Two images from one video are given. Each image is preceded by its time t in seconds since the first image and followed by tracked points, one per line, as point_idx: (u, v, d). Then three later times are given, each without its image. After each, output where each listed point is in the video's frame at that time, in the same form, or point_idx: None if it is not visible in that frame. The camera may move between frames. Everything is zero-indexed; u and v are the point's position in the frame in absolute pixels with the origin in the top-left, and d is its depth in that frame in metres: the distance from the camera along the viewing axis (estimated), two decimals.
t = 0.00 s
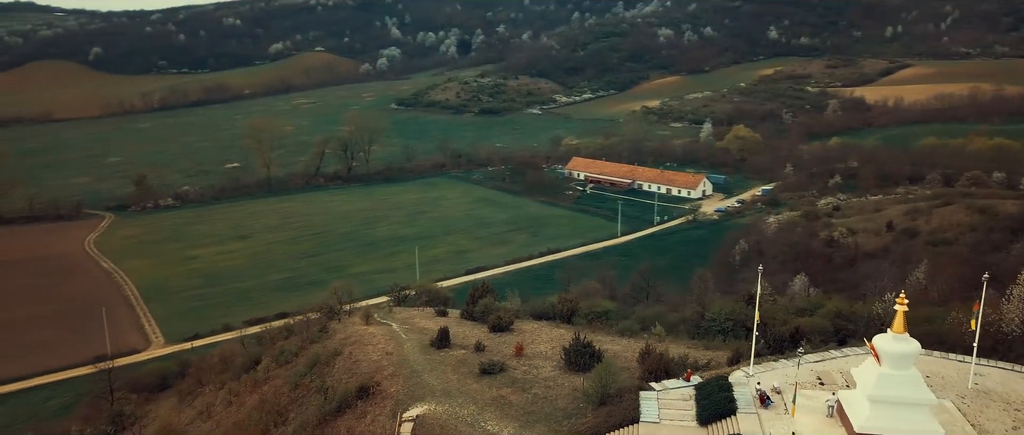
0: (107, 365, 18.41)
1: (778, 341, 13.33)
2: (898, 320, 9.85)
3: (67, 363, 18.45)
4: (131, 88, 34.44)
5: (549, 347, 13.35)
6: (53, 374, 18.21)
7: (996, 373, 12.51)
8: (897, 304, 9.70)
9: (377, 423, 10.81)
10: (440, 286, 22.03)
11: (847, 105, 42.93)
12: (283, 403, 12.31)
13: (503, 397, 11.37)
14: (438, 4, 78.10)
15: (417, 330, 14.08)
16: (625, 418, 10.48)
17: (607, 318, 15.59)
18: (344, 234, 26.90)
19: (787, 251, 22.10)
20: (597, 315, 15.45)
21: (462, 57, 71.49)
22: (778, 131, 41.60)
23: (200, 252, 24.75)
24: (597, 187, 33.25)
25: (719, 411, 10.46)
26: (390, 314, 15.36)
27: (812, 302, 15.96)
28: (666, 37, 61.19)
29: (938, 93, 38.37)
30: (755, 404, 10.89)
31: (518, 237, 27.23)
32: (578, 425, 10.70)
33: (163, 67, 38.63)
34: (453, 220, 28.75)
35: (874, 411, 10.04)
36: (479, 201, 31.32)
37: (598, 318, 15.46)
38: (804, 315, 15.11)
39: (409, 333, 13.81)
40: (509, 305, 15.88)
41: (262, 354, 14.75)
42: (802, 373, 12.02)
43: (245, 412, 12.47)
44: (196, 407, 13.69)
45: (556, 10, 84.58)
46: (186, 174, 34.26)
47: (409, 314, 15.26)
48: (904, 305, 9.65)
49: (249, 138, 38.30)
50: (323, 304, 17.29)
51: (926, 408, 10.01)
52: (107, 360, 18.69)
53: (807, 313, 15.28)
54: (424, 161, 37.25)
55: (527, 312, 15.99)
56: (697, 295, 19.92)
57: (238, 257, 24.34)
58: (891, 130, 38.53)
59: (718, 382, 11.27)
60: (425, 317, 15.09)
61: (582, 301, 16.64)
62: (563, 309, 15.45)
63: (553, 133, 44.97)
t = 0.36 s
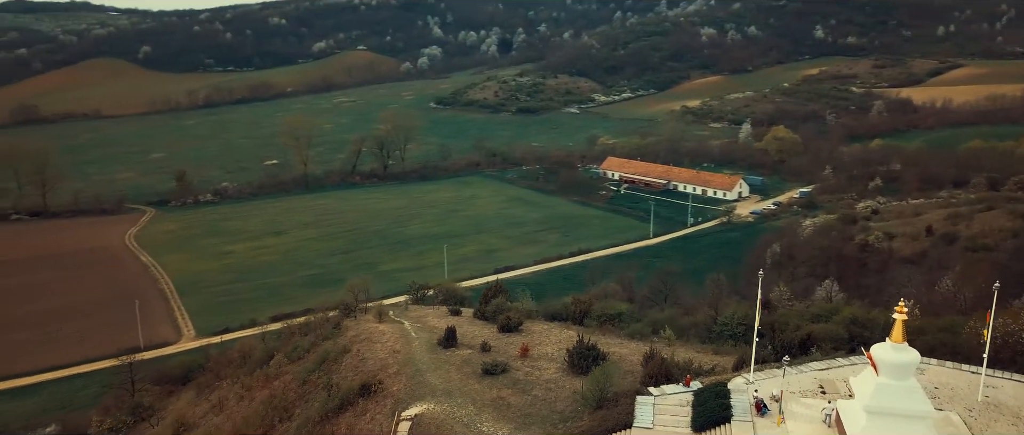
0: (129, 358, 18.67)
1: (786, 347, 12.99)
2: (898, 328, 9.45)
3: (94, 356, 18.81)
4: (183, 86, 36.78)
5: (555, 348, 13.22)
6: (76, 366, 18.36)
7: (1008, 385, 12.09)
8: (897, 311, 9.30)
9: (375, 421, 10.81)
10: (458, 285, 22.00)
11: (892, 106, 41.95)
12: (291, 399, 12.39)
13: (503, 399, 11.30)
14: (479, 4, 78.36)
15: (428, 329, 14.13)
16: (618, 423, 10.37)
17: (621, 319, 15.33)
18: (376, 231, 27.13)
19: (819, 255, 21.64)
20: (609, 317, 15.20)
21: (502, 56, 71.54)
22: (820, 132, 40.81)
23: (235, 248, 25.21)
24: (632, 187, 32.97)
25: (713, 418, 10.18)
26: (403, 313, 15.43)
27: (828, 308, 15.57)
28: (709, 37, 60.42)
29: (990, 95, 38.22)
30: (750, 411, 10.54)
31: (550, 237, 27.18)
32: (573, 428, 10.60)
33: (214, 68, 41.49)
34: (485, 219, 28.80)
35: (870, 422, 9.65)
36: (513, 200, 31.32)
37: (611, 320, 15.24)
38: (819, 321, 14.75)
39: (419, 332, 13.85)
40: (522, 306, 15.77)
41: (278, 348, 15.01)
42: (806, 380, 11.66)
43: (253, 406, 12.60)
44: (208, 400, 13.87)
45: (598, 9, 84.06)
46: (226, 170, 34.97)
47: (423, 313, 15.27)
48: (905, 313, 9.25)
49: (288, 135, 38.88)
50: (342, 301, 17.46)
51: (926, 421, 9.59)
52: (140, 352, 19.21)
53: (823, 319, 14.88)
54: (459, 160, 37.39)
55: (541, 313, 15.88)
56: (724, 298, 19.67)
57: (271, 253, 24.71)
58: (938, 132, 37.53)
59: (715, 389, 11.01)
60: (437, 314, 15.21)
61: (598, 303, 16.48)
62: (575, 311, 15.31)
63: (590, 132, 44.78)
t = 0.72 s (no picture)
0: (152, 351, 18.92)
1: (795, 354, 12.64)
2: (894, 338, 9.00)
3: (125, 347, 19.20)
4: (225, 85, 39.32)
5: (562, 349, 13.01)
6: (103, 359, 18.81)
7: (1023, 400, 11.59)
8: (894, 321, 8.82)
9: (374, 421, 10.82)
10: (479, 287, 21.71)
11: (941, 107, 40.83)
12: (299, 395, 12.50)
13: (502, 400, 11.16)
14: (523, 3, 78.38)
15: (439, 327, 14.08)
16: (610, 427, 10.13)
17: (633, 324, 15.05)
18: (408, 229, 27.31)
19: (854, 260, 21.16)
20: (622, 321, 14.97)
21: (543, 55, 71.42)
22: (864, 133, 39.89)
23: (270, 244, 25.61)
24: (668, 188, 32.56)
25: (707, 425, 9.87)
26: (418, 311, 15.42)
27: (846, 315, 15.16)
28: (754, 36, 59.42)
29: None
30: (746, 419, 10.15)
31: (581, 237, 27.09)
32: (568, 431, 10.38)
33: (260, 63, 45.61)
34: (517, 218, 28.82)
35: None
36: (547, 200, 31.29)
37: (623, 323, 15.01)
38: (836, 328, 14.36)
39: (429, 330, 13.81)
40: (535, 306, 15.62)
41: (294, 344, 15.20)
42: (810, 388, 11.29)
43: (261, 402, 12.73)
44: (221, 395, 14.01)
45: (642, 7, 83.28)
46: (266, 168, 35.63)
47: (437, 312, 15.29)
48: (901, 324, 8.77)
49: (327, 133, 39.42)
50: (360, 299, 17.63)
51: None
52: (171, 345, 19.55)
53: (839, 326, 14.52)
54: (494, 159, 37.50)
55: (554, 313, 15.70)
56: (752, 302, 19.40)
57: (304, 250, 25.02)
58: (989, 135, 36.40)
59: (713, 395, 10.66)
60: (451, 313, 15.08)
61: (616, 306, 16.31)
62: (588, 311, 15.12)
63: (628, 132, 44.51)
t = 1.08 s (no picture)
0: (177, 345, 19.19)
1: (800, 362, 12.36)
2: (888, 347, 8.75)
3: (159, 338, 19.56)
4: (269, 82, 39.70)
5: (567, 352, 12.83)
6: (136, 350, 19.13)
7: None
8: (888, 329, 8.60)
9: (374, 421, 10.94)
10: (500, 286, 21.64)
11: (993, 109, 39.59)
12: (306, 391, 12.61)
13: (500, 401, 11.13)
14: (566, 1, 78.00)
15: (449, 326, 14.05)
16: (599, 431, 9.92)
17: (646, 327, 14.83)
18: (440, 228, 27.46)
19: (887, 265, 20.69)
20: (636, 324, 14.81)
21: (585, 54, 70.91)
22: (911, 135, 38.87)
23: (304, 240, 25.96)
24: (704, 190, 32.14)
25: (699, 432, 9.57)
26: (432, 307, 15.38)
27: (863, 323, 14.74)
28: (800, 34, 58.20)
29: None
30: (739, 427, 9.81)
31: (613, 238, 26.90)
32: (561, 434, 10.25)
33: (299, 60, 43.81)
34: (550, 218, 28.78)
35: None
36: (580, 201, 31.19)
37: (633, 328, 14.77)
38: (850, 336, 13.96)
39: (439, 329, 13.79)
40: (548, 306, 15.50)
41: (310, 340, 15.37)
42: (809, 399, 10.87)
43: (269, 397, 12.90)
44: (234, 388, 14.22)
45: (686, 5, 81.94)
46: (304, 166, 36.29)
47: (449, 310, 15.23)
48: (895, 331, 8.54)
49: (365, 131, 39.78)
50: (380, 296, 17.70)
51: None
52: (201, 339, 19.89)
53: (854, 333, 14.25)
54: (530, 158, 37.49)
55: (569, 314, 15.55)
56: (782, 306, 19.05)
57: (337, 247, 25.34)
58: None
59: (708, 402, 10.34)
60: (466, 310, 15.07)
61: (636, 309, 16.13)
62: (601, 313, 14.97)
63: (667, 131, 44.06)
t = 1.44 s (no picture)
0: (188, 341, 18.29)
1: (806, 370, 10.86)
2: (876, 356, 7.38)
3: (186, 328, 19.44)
4: (314, 82, 49.96)
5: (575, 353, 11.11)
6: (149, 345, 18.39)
7: None
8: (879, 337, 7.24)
9: (357, 422, 9.24)
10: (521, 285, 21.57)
11: None
12: (312, 388, 10.56)
13: (497, 403, 9.46)
14: (610, 2, 77.76)
15: (461, 325, 12.05)
16: None
17: (664, 330, 12.94)
18: (472, 227, 27.50)
19: (924, 269, 20.10)
20: (653, 326, 12.97)
21: (627, 53, 69.75)
22: (960, 136, 37.62)
23: (338, 238, 26.47)
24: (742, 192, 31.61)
25: None
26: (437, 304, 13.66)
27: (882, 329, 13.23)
28: (848, 33, 56.97)
29: None
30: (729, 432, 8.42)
31: (645, 239, 26.58)
32: None
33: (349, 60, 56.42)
34: (582, 219, 28.64)
35: None
36: (614, 201, 30.96)
37: (647, 328, 13.03)
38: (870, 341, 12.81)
39: (449, 327, 11.87)
40: (558, 308, 13.76)
41: (320, 336, 13.43)
42: (812, 409, 9.41)
43: (247, 394, 11.07)
44: (198, 384, 12.21)
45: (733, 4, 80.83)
46: (345, 164, 37.04)
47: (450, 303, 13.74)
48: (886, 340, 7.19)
49: (402, 130, 40.11)
50: (398, 294, 16.04)
51: None
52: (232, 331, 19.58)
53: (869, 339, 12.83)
54: (566, 158, 37.39)
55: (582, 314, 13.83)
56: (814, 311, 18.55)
57: (368, 245, 25.64)
58: None
59: (703, 408, 8.97)
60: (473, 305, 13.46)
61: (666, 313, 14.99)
62: (616, 313, 13.37)
63: (707, 131, 43.47)
